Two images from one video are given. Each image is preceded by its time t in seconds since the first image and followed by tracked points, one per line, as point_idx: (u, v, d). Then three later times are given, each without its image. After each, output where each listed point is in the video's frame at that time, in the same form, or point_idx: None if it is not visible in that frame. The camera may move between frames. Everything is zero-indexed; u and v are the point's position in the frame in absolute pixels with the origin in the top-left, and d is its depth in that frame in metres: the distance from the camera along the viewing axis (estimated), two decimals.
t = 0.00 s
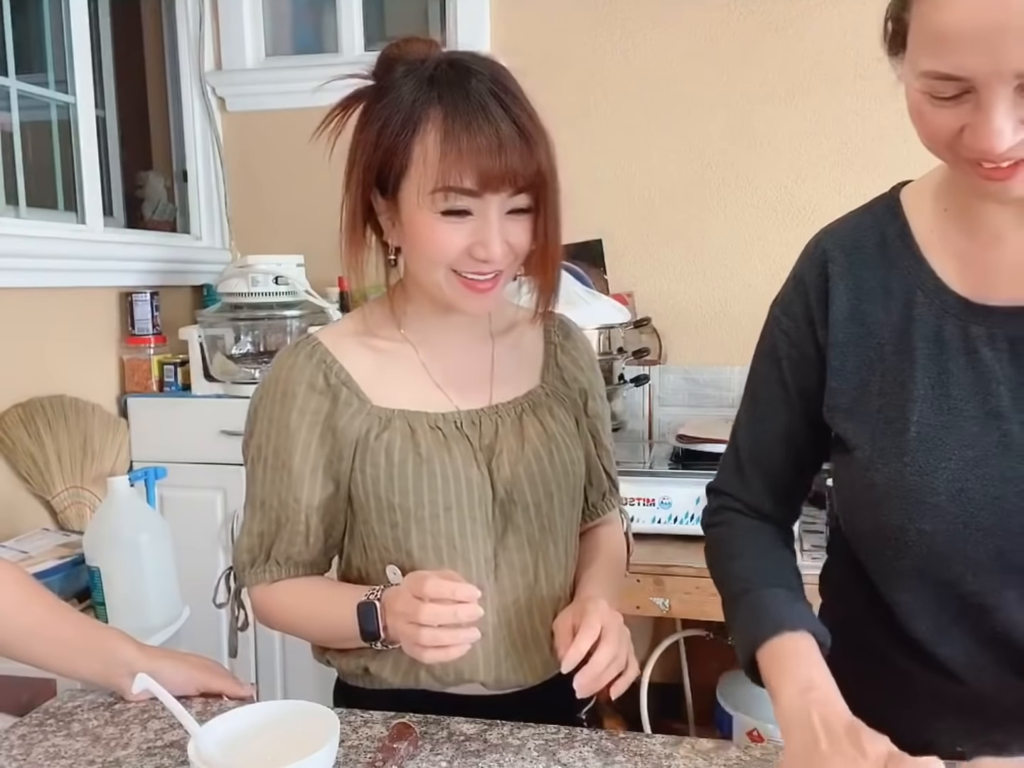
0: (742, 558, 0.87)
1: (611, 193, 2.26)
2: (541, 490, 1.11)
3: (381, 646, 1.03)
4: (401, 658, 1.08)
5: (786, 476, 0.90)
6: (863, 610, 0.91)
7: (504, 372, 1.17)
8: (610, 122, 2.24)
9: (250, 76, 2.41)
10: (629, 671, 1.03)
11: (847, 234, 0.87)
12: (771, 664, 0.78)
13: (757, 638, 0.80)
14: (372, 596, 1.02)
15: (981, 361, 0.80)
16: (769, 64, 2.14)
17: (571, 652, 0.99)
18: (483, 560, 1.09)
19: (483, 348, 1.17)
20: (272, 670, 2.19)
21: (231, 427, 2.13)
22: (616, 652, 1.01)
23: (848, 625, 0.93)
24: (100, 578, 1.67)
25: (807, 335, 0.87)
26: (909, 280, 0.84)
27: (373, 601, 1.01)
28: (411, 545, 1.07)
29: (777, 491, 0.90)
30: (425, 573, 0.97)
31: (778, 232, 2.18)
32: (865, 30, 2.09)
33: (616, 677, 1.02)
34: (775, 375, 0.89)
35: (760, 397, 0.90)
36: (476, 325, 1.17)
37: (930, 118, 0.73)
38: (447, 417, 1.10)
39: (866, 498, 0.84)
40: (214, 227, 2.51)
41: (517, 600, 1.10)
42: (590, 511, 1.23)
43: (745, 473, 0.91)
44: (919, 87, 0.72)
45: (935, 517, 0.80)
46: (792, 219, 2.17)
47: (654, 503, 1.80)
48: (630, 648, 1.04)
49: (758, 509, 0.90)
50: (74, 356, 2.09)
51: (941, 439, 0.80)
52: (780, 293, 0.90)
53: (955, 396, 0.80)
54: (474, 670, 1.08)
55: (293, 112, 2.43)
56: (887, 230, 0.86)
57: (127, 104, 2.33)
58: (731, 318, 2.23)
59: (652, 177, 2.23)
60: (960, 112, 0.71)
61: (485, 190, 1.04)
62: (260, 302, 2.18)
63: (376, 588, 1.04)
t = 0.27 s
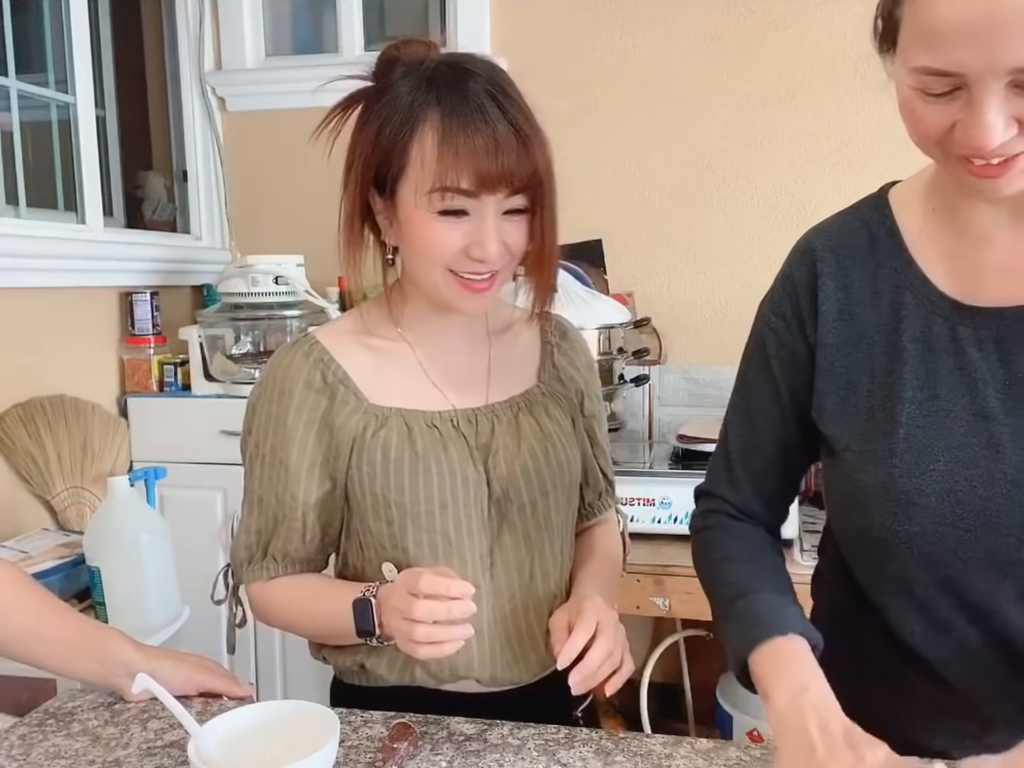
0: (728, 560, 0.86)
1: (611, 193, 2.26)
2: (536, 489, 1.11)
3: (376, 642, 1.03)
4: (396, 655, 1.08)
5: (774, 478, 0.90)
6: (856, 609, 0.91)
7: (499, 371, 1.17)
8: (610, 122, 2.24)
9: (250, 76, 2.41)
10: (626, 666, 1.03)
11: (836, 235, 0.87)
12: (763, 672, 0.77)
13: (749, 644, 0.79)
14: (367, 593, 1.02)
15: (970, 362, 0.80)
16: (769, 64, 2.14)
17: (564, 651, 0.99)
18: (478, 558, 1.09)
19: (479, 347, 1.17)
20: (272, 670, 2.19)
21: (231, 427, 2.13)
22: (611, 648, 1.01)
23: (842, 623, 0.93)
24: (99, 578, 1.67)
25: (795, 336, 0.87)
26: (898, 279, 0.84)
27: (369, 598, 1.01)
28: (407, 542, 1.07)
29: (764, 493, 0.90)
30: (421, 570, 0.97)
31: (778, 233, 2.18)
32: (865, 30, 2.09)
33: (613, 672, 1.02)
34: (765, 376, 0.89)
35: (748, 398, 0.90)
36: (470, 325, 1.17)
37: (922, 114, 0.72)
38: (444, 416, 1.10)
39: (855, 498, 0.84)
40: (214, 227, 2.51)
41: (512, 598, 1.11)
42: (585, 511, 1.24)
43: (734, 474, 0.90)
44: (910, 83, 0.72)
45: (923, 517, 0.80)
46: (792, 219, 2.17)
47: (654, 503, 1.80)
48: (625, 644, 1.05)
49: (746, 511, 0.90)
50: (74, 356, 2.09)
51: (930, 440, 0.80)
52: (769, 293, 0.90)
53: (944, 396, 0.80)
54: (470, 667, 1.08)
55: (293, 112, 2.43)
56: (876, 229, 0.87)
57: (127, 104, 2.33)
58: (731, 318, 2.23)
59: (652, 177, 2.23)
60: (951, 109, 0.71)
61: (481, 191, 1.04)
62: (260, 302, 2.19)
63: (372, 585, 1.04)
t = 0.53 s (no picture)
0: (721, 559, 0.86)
1: (611, 193, 2.25)
2: (533, 487, 1.11)
3: (374, 640, 1.03)
4: (395, 653, 1.08)
5: (772, 479, 0.90)
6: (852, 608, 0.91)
7: (496, 371, 1.17)
8: (610, 122, 2.24)
9: (250, 76, 2.41)
10: (621, 661, 1.03)
11: (832, 234, 0.87)
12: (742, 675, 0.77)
13: (731, 645, 0.79)
14: (365, 590, 1.02)
15: (965, 360, 0.80)
16: (769, 64, 2.14)
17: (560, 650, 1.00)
18: (475, 556, 1.09)
19: (477, 347, 1.18)
20: (272, 670, 2.19)
21: (231, 427, 2.13)
22: (607, 644, 1.01)
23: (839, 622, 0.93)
24: (100, 578, 1.67)
25: (791, 335, 0.87)
26: (893, 278, 0.84)
27: (366, 596, 1.01)
28: (405, 540, 1.07)
29: (761, 494, 0.89)
30: (418, 568, 0.97)
31: (778, 233, 2.18)
32: (865, 30, 2.09)
33: (609, 668, 1.02)
34: (762, 376, 0.88)
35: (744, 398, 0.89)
36: (468, 324, 1.17)
37: (928, 105, 0.72)
38: (441, 415, 1.10)
39: (850, 498, 0.84)
40: (214, 227, 2.51)
41: (509, 597, 1.11)
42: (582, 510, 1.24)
43: (730, 474, 0.89)
44: (916, 74, 0.72)
45: (921, 515, 0.80)
46: (792, 219, 2.17)
47: (654, 503, 1.80)
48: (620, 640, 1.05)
49: (742, 512, 0.89)
50: (74, 356, 2.08)
51: (923, 439, 0.80)
52: (766, 292, 0.90)
53: (939, 395, 0.80)
54: (468, 665, 1.08)
55: (293, 112, 2.43)
56: (872, 228, 0.86)
57: (127, 104, 2.33)
58: (731, 318, 2.23)
59: (652, 176, 2.23)
60: (957, 99, 0.71)
61: (477, 190, 1.04)
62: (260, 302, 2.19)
63: (370, 583, 1.04)
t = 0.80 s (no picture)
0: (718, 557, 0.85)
1: (611, 193, 2.25)
2: (531, 486, 1.11)
3: (374, 639, 1.03)
4: (395, 652, 1.08)
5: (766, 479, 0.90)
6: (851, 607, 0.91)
7: (495, 370, 1.17)
8: (610, 122, 2.24)
9: (250, 75, 2.41)
10: (620, 660, 1.03)
11: (830, 236, 0.87)
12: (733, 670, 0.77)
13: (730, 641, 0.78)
14: (365, 590, 1.02)
15: (962, 359, 0.80)
16: (769, 64, 2.14)
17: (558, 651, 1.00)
18: (475, 555, 1.09)
19: (476, 346, 1.18)
20: (272, 670, 2.19)
21: (231, 427, 2.13)
22: (605, 643, 1.01)
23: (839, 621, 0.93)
24: (100, 578, 1.67)
25: (791, 338, 0.87)
26: (890, 278, 0.84)
27: (366, 596, 1.01)
28: (405, 540, 1.07)
29: (755, 494, 0.89)
30: (417, 566, 0.97)
31: (778, 233, 2.18)
32: (864, 30, 2.09)
33: (607, 668, 1.02)
34: (758, 377, 0.88)
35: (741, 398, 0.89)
36: (468, 324, 1.17)
37: (938, 102, 0.72)
38: (440, 414, 1.10)
39: (849, 498, 0.84)
40: (214, 227, 2.51)
41: (509, 597, 1.11)
42: (581, 509, 1.24)
43: (723, 472, 0.89)
44: (927, 71, 0.72)
45: (917, 513, 0.80)
46: (792, 219, 2.17)
47: (654, 503, 1.80)
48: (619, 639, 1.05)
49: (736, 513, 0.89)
50: (74, 356, 2.08)
51: (921, 438, 0.80)
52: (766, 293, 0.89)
53: (936, 394, 0.80)
54: (468, 664, 1.08)
55: (293, 112, 2.43)
56: (869, 229, 0.86)
57: (127, 104, 2.33)
58: (731, 318, 2.23)
59: (652, 176, 2.23)
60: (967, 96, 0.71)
61: (476, 190, 1.04)
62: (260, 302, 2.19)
63: (370, 582, 1.04)
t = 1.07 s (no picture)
0: (715, 550, 0.86)
1: (611, 193, 2.25)
2: (532, 484, 1.12)
3: (375, 639, 1.03)
4: (396, 651, 1.08)
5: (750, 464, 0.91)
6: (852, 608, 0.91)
7: (495, 370, 1.17)
8: (610, 122, 2.24)
9: (250, 76, 2.41)
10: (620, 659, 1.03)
11: (834, 234, 0.87)
12: (695, 647, 0.80)
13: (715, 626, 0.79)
14: (367, 589, 1.02)
15: (963, 358, 0.80)
16: (769, 64, 2.15)
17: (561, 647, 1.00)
18: (476, 554, 1.09)
19: (477, 346, 1.18)
20: (273, 670, 2.19)
21: (231, 427, 2.13)
22: (609, 642, 1.01)
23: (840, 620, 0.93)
24: (99, 578, 1.67)
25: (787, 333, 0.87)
26: (894, 277, 0.84)
27: (369, 595, 1.01)
28: (406, 538, 1.07)
29: (736, 476, 0.91)
30: (420, 565, 0.97)
31: (778, 233, 2.18)
32: (864, 30, 2.09)
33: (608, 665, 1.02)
34: (752, 369, 0.89)
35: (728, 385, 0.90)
36: (468, 323, 1.17)
37: (940, 102, 0.72)
38: (441, 413, 1.10)
39: (848, 494, 0.84)
40: (214, 227, 2.51)
41: (510, 596, 1.11)
42: (580, 509, 1.24)
43: (708, 454, 0.91)
44: (929, 70, 0.72)
45: (915, 509, 0.80)
46: (792, 219, 2.17)
47: (654, 503, 1.80)
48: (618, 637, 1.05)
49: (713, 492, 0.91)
50: (74, 356, 2.08)
51: (921, 435, 0.80)
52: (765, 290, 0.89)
53: (937, 391, 0.80)
54: (470, 662, 1.08)
55: (293, 112, 2.43)
56: (873, 228, 0.87)
57: (127, 104, 2.33)
58: (731, 318, 2.23)
59: (652, 177, 2.23)
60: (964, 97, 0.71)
61: (479, 190, 1.04)
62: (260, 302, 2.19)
63: (372, 581, 1.04)
